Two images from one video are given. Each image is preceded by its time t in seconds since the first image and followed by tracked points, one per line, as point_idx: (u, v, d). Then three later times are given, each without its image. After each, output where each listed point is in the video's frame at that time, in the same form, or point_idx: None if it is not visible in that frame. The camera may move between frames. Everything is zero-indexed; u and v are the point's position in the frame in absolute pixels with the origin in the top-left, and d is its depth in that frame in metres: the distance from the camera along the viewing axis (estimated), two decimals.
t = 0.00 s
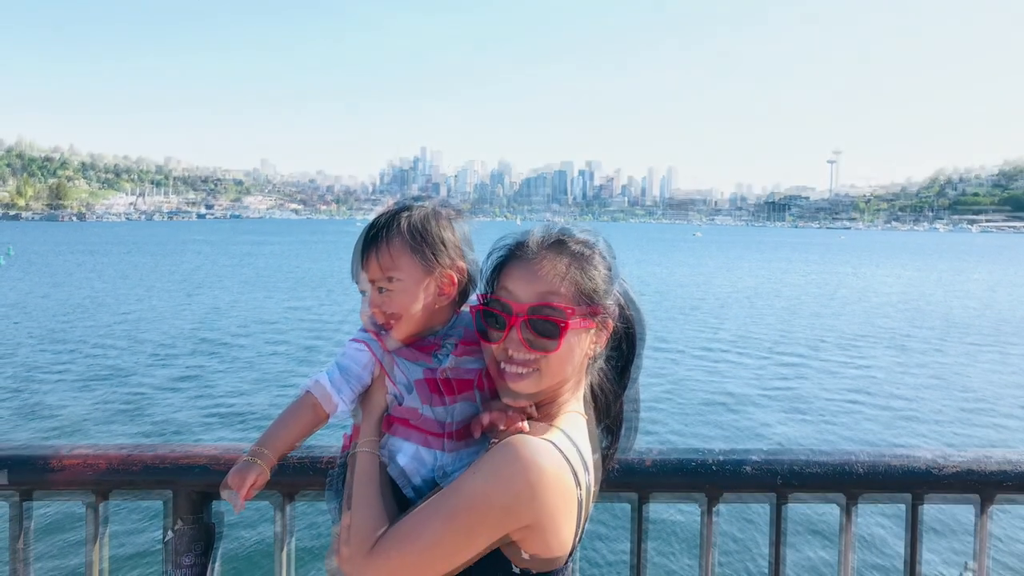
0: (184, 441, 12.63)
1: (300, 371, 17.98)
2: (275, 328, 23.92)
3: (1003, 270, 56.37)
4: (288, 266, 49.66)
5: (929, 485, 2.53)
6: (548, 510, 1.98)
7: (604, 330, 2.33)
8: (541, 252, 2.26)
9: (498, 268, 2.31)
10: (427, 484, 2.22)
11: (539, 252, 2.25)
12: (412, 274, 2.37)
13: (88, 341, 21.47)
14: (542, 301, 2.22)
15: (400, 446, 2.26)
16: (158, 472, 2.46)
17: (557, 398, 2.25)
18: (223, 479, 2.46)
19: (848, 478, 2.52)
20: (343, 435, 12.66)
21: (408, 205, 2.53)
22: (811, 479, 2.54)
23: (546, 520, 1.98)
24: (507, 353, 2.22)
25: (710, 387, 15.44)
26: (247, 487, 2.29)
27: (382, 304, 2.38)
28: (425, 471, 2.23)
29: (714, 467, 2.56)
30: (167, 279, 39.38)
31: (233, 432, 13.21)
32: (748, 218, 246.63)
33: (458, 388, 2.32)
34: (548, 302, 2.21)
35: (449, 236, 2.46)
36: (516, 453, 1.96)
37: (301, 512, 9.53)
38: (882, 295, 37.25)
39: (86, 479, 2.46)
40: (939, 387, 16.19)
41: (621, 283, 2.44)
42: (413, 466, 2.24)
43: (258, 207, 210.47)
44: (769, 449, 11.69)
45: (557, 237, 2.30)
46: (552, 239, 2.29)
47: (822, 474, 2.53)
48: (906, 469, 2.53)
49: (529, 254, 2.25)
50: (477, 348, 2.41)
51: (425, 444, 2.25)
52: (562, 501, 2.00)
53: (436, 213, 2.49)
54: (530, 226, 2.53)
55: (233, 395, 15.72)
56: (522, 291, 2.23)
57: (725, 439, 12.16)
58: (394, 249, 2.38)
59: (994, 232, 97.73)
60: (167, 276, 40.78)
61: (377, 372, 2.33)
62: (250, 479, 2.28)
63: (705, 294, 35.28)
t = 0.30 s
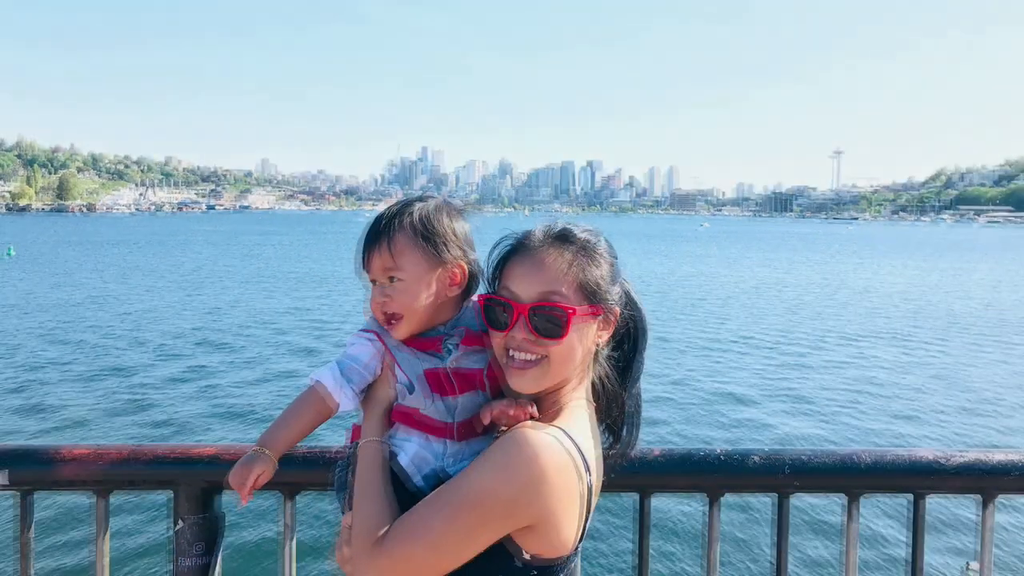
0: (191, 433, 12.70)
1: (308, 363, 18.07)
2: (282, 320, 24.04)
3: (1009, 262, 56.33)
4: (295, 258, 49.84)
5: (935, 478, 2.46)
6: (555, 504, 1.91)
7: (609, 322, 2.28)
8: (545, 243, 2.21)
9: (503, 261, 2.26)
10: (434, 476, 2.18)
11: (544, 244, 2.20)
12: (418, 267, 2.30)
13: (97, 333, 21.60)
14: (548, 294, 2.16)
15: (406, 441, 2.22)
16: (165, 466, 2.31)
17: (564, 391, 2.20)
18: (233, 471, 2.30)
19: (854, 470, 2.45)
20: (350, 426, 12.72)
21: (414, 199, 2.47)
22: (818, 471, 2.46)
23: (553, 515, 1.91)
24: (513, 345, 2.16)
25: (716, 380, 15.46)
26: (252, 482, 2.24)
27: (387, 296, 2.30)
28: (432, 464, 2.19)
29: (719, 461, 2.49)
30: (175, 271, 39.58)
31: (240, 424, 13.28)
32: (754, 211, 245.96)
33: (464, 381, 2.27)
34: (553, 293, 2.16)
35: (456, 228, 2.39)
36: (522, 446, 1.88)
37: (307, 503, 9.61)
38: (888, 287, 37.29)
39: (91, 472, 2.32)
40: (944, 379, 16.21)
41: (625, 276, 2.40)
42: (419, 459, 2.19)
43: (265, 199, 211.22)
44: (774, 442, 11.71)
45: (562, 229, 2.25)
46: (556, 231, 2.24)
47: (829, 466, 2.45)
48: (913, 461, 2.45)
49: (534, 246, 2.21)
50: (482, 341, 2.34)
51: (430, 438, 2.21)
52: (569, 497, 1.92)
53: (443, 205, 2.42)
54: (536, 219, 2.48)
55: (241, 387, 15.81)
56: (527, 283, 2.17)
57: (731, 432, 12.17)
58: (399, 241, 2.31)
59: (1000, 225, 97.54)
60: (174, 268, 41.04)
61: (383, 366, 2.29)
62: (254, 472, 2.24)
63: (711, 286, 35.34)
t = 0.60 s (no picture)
0: (192, 433, 12.70)
1: (309, 363, 18.07)
2: (283, 320, 24.05)
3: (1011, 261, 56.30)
4: (297, 257, 49.87)
5: (940, 477, 2.44)
6: (558, 501, 1.90)
7: (611, 321, 2.28)
8: (547, 242, 2.21)
9: (506, 260, 2.26)
10: (437, 475, 2.18)
11: (546, 242, 2.20)
12: (420, 267, 2.29)
13: (98, 333, 21.61)
14: (549, 294, 2.16)
15: (407, 441, 2.22)
16: (165, 465, 2.31)
17: (566, 390, 2.19)
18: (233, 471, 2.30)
19: (857, 469, 2.44)
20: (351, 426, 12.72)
21: (416, 198, 2.46)
22: (821, 469, 2.45)
23: (556, 513, 1.90)
24: (515, 343, 2.15)
25: (718, 380, 15.43)
26: (254, 480, 2.23)
27: (388, 296, 2.29)
28: (435, 463, 2.19)
29: (721, 460, 2.47)
30: (177, 271, 39.60)
31: (241, 424, 13.27)
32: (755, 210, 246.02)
33: (465, 380, 2.26)
34: (554, 293, 2.15)
35: (458, 227, 2.38)
36: (524, 443, 1.88)
37: (308, 503, 9.60)
38: (890, 286, 37.25)
39: (93, 472, 2.31)
40: (946, 378, 16.20)
41: (627, 275, 2.39)
42: (421, 459, 2.20)
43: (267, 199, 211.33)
44: (774, 441, 11.71)
45: (564, 229, 2.25)
46: (558, 230, 2.24)
47: (832, 465, 2.44)
48: (915, 461, 2.45)
49: (537, 244, 2.21)
50: (484, 340, 2.33)
51: (432, 437, 2.21)
52: (572, 495, 1.92)
53: (444, 205, 2.42)
54: (538, 219, 2.47)
55: (242, 386, 15.82)
56: (529, 282, 2.16)
57: (732, 432, 12.17)
58: (402, 241, 2.30)
59: (1002, 224, 97.45)
60: (176, 268, 41.06)
61: (386, 365, 2.28)
62: (256, 471, 2.24)
63: (713, 286, 35.32)
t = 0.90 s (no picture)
0: (194, 433, 12.70)
1: (311, 363, 18.08)
2: (285, 320, 24.06)
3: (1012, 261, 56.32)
4: (298, 257, 49.91)
5: (940, 478, 2.44)
6: (561, 499, 1.89)
7: (613, 321, 2.27)
8: (548, 242, 2.20)
9: (508, 260, 2.25)
10: (439, 474, 2.18)
11: (547, 242, 2.20)
12: (423, 266, 2.29)
13: (99, 333, 21.62)
14: (550, 294, 2.15)
15: (409, 440, 2.22)
16: (166, 466, 2.30)
17: (566, 389, 2.19)
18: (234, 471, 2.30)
19: (857, 470, 2.43)
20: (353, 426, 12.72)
21: (418, 198, 2.46)
22: (822, 469, 2.44)
23: (558, 512, 1.90)
24: (517, 343, 2.14)
25: (720, 380, 15.42)
26: (254, 480, 2.23)
27: (390, 296, 2.29)
28: (436, 463, 2.19)
29: (723, 460, 2.46)
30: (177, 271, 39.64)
31: (242, 424, 13.27)
32: (756, 210, 245.86)
33: (467, 380, 2.25)
34: (556, 293, 2.15)
35: (459, 228, 2.38)
36: (526, 443, 1.87)
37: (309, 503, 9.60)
38: (891, 287, 37.21)
39: (93, 472, 2.31)
40: (947, 378, 16.19)
41: (629, 275, 2.38)
42: (423, 459, 2.19)
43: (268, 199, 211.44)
44: (776, 441, 11.70)
45: (564, 229, 2.25)
46: (559, 230, 2.24)
47: (833, 465, 2.43)
48: (916, 461, 2.44)
49: (538, 244, 2.20)
50: (487, 340, 2.32)
51: (433, 437, 2.20)
52: (574, 495, 1.91)
53: (446, 205, 2.41)
54: (540, 218, 2.47)
55: (243, 387, 15.82)
56: (530, 283, 2.16)
57: (734, 432, 12.16)
58: (403, 242, 2.30)
59: (1003, 223, 97.39)
60: (177, 268, 41.10)
61: (387, 364, 2.28)
62: (257, 471, 2.23)
63: (714, 286, 35.31)
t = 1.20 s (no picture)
0: (195, 433, 12.71)
1: (312, 363, 18.08)
2: (285, 320, 24.06)
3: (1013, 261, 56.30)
4: (299, 258, 49.93)
5: (942, 478, 2.43)
6: (561, 500, 1.88)
7: (614, 321, 2.27)
8: (549, 243, 2.20)
9: (509, 260, 2.25)
10: (440, 474, 2.17)
11: (548, 242, 2.20)
12: (424, 267, 2.28)
13: (100, 333, 21.63)
14: (551, 294, 2.14)
15: (410, 441, 2.22)
16: (166, 466, 2.30)
17: (568, 390, 2.18)
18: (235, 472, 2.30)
19: (858, 470, 2.42)
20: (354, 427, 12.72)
21: (419, 198, 2.45)
22: (824, 470, 2.43)
23: (559, 513, 1.89)
24: (518, 343, 2.14)
25: (722, 380, 15.41)
26: (255, 480, 2.23)
27: (391, 297, 2.28)
28: (438, 463, 2.18)
29: (724, 461, 2.45)
30: (178, 271, 39.67)
31: (243, 424, 13.28)
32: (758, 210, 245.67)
33: (468, 380, 2.24)
34: (557, 293, 2.14)
35: (460, 228, 2.38)
36: (527, 443, 1.87)
37: (310, 503, 9.61)
38: (893, 286, 37.18)
39: (94, 472, 2.31)
40: (949, 378, 16.18)
41: (630, 275, 2.38)
42: (424, 459, 2.19)
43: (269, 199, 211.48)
44: (777, 441, 11.70)
45: (565, 229, 2.24)
46: (560, 230, 2.24)
47: (834, 465, 2.43)
48: (918, 461, 2.43)
49: (539, 244, 2.20)
50: (488, 341, 2.32)
51: (434, 437, 2.20)
52: (575, 494, 1.90)
53: (447, 204, 2.41)
54: (542, 219, 2.46)
55: (244, 387, 15.83)
56: (531, 283, 2.16)
57: (736, 432, 12.15)
58: (404, 241, 2.29)
59: (1005, 223, 97.31)
60: (178, 267, 41.10)
61: (388, 364, 2.28)
62: (258, 471, 2.23)
63: (715, 286, 35.30)
